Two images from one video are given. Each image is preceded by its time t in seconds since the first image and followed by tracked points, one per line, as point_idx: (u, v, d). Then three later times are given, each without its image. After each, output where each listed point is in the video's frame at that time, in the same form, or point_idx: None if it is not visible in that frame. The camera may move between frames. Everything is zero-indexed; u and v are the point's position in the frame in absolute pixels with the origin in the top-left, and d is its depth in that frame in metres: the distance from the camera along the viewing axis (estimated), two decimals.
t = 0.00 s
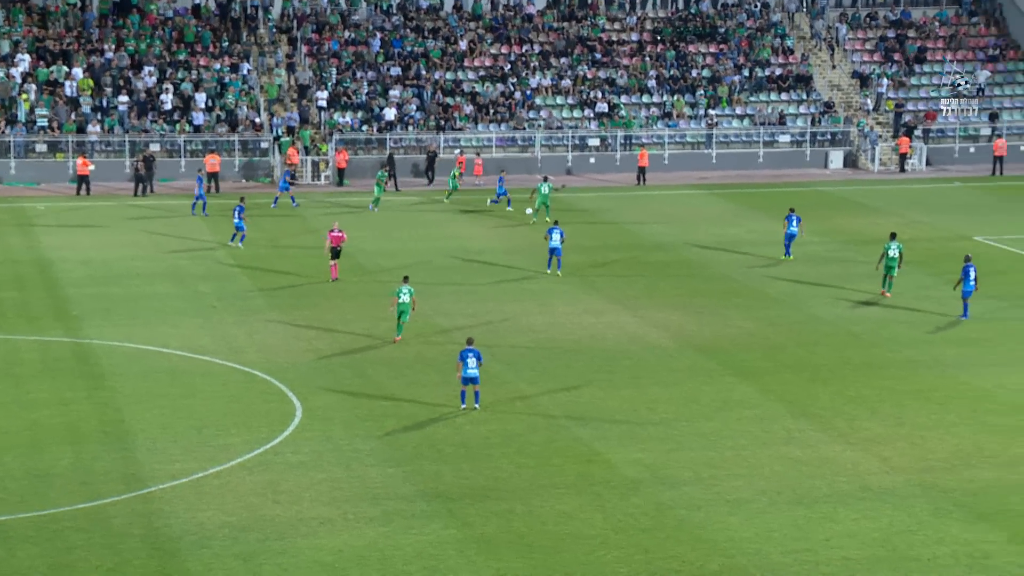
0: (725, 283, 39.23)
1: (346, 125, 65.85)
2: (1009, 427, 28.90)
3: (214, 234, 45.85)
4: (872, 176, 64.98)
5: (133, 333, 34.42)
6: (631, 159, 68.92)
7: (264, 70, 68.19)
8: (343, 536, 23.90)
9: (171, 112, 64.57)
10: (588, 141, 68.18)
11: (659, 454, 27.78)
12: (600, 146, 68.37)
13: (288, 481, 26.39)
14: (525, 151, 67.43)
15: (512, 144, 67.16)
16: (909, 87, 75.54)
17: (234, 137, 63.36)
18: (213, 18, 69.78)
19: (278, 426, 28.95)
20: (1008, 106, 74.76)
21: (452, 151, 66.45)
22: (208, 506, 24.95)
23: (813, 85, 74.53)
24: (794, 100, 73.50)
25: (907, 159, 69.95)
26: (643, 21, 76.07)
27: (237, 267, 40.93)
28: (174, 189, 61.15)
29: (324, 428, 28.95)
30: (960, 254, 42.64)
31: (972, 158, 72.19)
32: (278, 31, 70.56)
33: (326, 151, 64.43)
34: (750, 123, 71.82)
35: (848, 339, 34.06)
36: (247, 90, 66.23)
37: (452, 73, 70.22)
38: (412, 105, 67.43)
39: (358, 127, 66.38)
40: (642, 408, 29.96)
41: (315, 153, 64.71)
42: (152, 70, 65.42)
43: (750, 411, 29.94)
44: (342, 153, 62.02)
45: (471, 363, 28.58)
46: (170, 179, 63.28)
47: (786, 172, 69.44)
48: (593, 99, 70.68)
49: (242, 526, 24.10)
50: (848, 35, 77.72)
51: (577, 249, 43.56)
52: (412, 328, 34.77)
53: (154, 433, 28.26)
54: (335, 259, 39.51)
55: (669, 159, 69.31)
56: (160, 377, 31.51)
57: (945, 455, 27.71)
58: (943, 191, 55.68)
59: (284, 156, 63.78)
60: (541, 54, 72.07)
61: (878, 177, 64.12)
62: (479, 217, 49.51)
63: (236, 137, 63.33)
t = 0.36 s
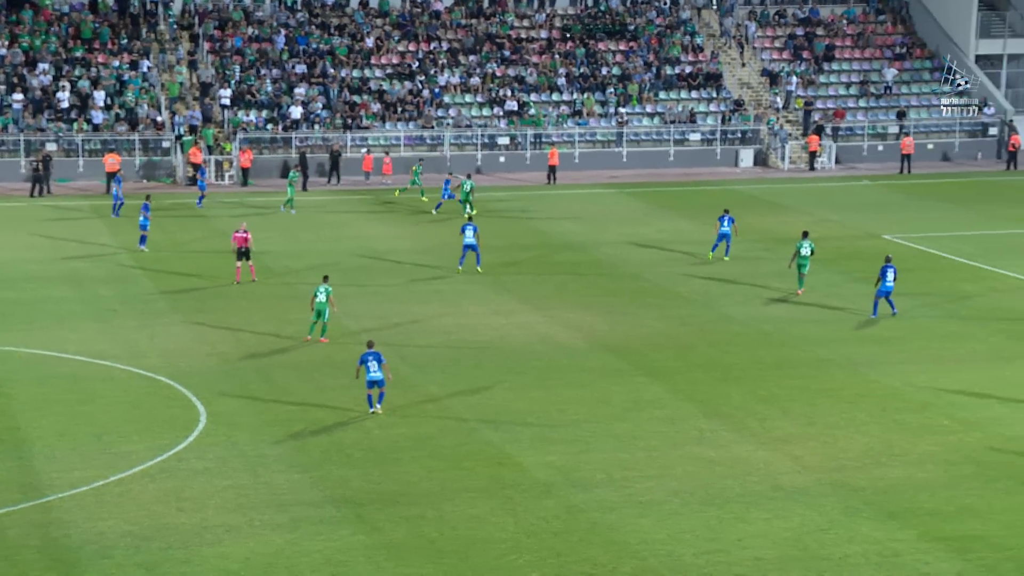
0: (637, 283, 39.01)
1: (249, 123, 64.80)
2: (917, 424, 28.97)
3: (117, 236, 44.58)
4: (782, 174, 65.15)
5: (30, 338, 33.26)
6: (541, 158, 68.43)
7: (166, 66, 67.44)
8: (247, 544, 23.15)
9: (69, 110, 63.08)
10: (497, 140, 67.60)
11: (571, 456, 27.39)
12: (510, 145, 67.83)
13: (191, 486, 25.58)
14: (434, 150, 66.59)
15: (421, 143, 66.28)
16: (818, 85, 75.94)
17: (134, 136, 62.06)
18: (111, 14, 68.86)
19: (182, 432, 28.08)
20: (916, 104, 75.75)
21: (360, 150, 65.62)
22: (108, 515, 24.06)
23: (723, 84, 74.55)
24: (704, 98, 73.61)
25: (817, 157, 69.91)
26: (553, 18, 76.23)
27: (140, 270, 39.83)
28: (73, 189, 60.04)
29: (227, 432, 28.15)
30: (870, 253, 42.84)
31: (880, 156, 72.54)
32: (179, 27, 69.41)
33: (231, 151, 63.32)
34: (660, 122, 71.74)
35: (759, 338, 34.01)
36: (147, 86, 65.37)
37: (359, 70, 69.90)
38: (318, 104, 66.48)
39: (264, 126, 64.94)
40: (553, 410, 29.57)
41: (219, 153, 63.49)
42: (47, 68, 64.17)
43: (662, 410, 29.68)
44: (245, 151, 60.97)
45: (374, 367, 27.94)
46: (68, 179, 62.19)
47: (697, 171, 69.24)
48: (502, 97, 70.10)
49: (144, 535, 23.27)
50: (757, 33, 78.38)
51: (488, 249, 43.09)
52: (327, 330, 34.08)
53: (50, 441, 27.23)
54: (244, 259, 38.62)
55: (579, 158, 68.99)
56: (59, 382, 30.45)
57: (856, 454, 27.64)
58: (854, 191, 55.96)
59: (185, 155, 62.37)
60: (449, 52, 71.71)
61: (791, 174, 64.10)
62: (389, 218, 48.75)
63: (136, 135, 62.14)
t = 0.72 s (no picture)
0: (530, 282, 38.70)
1: (128, 121, 64.07)
2: (807, 422, 29.01)
3: None
4: (673, 173, 65.45)
5: None
6: (429, 156, 68.02)
7: (39, 63, 65.53)
8: (125, 556, 22.35)
9: None
10: (385, 139, 66.99)
11: (461, 459, 26.91)
12: (396, 143, 67.31)
13: (65, 497, 24.64)
14: (319, 148, 66.35)
15: (306, 142, 66.05)
16: (706, 83, 76.33)
17: (6, 135, 60.34)
18: None
19: (59, 440, 27.04)
20: (803, 102, 77.10)
21: (242, 149, 64.95)
22: None
23: (612, 82, 74.77)
24: (593, 96, 73.82)
25: (706, 155, 71.01)
26: (439, 14, 75.52)
27: (17, 273, 38.45)
28: None
29: (104, 439, 27.18)
30: (761, 251, 43.06)
31: (768, 154, 73.20)
32: (52, 22, 67.44)
33: (108, 151, 62.23)
34: (549, 119, 71.74)
35: (651, 338, 33.86)
36: (19, 84, 63.61)
37: (241, 67, 69.01)
38: (199, 101, 65.24)
39: (142, 124, 64.34)
40: (444, 412, 29.06)
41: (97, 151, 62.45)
42: None
43: (553, 410, 29.35)
44: (122, 150, 59.99)
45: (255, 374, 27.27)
46: None
47: (585, 168, 69.31)
48: (388, 95, 69.54)
49: (16, 550, 22.36)
50: (646, 30, 79.21)
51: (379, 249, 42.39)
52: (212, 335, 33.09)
53: None
54: (131, 261, 37.50)
55: (467, 156, 68.82)
56: None
57: (747, 452, 27.58)
58: (745, 188, 56.40)
59: (60, 155, 61.09)
60: (334, 48, 70.98)
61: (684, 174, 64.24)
62: (278, 218, 47.86)
63: (8, 134, 60.36)
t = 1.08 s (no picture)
0: (491, 284, 38.18)
1: (75, 119, 63.28)
2: (772, 424, 28.62)
3: None
4: (632, 171, 65.04)
5: None
6: (384, 155, 67.37)
7: None
8: (75, 566, 21.66)
9: None
10: (339, 137, 65.91)
11: (422, 463, 26.33)
12: (352, 141, 66.23)
13: (13, 505, 23.89)
14: (272, 147, 65.38)
15: (258, 140, 65.14)
16: (666, 79, 77.45)
17: None
18: None
19: (8, 446, 26.24)
20: (763, 100, 77.44)
21: (192, 148, 63.70)
22: None
23: (570, 79, 74.50)
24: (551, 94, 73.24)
25: (666, 154, 70.49)
26: (394, 10, 75.23)
27: None
28: None
29: (54, 444, 26.41)
30: (724, 251, 42.74)
31: (729, 151, 73.28)
32: None
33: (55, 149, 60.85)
34: (506, 117, 71.29)
35: (614, 340, 33.39)
36: None
37: (191, 64, 68.71)
38: (148, 99, 64.79)
39: (90, 122, 63.24)
40: (404, 416, 28.48)
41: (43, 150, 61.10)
42: None
43: (516, 413, 28.81)
44: (71, 148, 58.50)
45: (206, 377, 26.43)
46: None
47: (544, 167, 68.89)
48: (343, 92, 69.33)
49: None
50: (603, 26, 79.33)
51: (337, 251, 41.79)
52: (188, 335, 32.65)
53: None
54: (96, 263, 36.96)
55: (423, 155, 68.18)
56: None
57: (713, 454, 27.14)
58: (706, 187, 56.14)
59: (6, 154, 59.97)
60: (286, 45, 70.59)
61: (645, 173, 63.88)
62: (235, 219, 47.15)
63: None
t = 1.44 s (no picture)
0: (502, 284, 37.78)
1: (81, 117, 63.18)
2: (788, 427, 28.13)
3: None
4: (644, 170, 64.58)
5: None
6: (394, 154, 67.24)
7: None
8: (81, 570, 21.32)
9: None
10: (348, 135, 65.84)
11: (432, 466, 25.92)
12: (360, 141, 66.22)
13: (20, 509, 23.54)
14: (280, 146, 65.00)
15: (266, 140, 64.64)
16: (680, 78, 77.26)
17: None
18: None
19: (13, 448, 25.90)
20: (778, 98, 76.96)
21: (199, 146, 63.44)
22: None
23: (581, 76, 74.57)
24: (562, 92, 73.39)
25: (680, 153, 69.84)
26: (403, 7, 75.62)
27: None
28: None
29: (60, 446, 26.10)
30: (739, 252, 42.29)
31: (744, 151, 72.62)
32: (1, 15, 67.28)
33: (60, 147, 60.54)
34: (518, 115, 70.60)
35: (627, 341, 32.94)
36: None
37: (197, 62, 68.27)
38: (154, 98, 64.57)
39: (95, 121, 63.35)
40: (414, 418, 28.07)
41: (47, 149, 60.70)
42: None
43: (527, 416, 28.37)
44: (76, 148, 59.19)
45: (211, 378, 25.91)
46: None
47: (557, 166, 68.47)
48: (351, 90, 69.10)
49: None
50: (615, 23, 78.95)
51: (347, 251, 41.45)
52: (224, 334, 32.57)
53: None
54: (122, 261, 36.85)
55: (433, 154, 67.78)
56: None
57: (728, 458, 26.66)
58: (721, 187, 55.68)
59: (11, 152, 59.81)
60: (294, 43, 70.60)
61: (657, 172, 63.31)
62: (244, 218, 46.88)
63: None
